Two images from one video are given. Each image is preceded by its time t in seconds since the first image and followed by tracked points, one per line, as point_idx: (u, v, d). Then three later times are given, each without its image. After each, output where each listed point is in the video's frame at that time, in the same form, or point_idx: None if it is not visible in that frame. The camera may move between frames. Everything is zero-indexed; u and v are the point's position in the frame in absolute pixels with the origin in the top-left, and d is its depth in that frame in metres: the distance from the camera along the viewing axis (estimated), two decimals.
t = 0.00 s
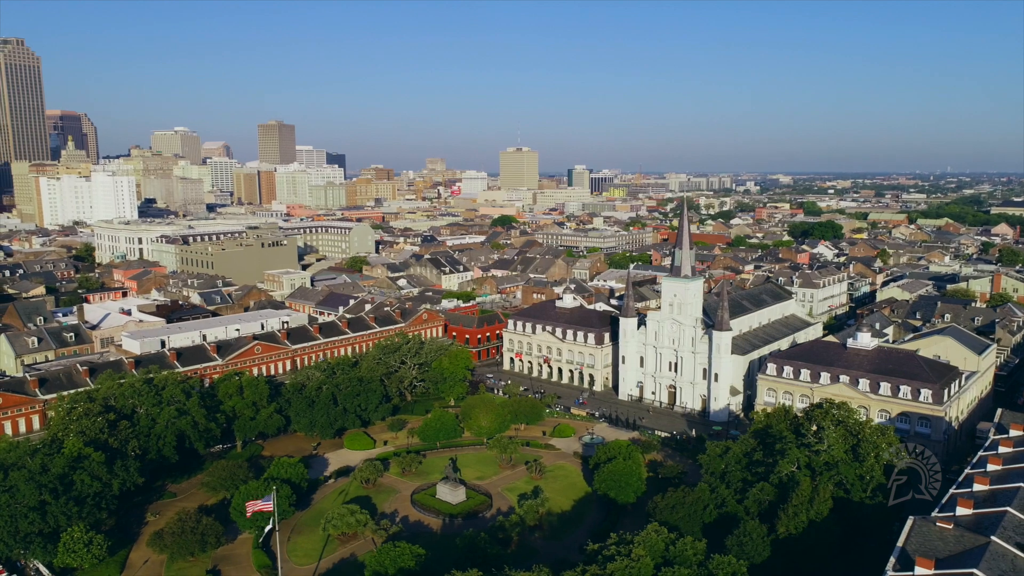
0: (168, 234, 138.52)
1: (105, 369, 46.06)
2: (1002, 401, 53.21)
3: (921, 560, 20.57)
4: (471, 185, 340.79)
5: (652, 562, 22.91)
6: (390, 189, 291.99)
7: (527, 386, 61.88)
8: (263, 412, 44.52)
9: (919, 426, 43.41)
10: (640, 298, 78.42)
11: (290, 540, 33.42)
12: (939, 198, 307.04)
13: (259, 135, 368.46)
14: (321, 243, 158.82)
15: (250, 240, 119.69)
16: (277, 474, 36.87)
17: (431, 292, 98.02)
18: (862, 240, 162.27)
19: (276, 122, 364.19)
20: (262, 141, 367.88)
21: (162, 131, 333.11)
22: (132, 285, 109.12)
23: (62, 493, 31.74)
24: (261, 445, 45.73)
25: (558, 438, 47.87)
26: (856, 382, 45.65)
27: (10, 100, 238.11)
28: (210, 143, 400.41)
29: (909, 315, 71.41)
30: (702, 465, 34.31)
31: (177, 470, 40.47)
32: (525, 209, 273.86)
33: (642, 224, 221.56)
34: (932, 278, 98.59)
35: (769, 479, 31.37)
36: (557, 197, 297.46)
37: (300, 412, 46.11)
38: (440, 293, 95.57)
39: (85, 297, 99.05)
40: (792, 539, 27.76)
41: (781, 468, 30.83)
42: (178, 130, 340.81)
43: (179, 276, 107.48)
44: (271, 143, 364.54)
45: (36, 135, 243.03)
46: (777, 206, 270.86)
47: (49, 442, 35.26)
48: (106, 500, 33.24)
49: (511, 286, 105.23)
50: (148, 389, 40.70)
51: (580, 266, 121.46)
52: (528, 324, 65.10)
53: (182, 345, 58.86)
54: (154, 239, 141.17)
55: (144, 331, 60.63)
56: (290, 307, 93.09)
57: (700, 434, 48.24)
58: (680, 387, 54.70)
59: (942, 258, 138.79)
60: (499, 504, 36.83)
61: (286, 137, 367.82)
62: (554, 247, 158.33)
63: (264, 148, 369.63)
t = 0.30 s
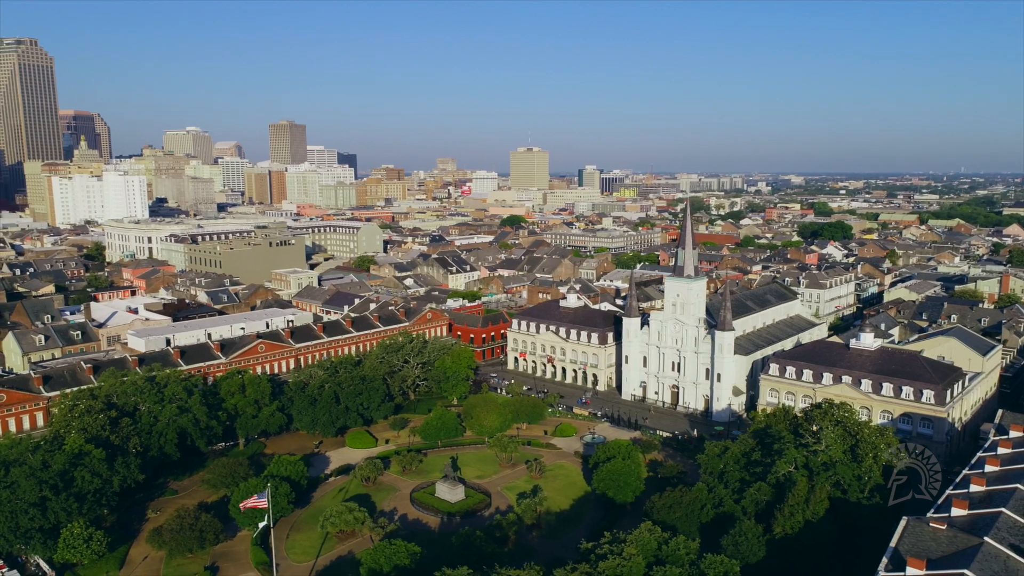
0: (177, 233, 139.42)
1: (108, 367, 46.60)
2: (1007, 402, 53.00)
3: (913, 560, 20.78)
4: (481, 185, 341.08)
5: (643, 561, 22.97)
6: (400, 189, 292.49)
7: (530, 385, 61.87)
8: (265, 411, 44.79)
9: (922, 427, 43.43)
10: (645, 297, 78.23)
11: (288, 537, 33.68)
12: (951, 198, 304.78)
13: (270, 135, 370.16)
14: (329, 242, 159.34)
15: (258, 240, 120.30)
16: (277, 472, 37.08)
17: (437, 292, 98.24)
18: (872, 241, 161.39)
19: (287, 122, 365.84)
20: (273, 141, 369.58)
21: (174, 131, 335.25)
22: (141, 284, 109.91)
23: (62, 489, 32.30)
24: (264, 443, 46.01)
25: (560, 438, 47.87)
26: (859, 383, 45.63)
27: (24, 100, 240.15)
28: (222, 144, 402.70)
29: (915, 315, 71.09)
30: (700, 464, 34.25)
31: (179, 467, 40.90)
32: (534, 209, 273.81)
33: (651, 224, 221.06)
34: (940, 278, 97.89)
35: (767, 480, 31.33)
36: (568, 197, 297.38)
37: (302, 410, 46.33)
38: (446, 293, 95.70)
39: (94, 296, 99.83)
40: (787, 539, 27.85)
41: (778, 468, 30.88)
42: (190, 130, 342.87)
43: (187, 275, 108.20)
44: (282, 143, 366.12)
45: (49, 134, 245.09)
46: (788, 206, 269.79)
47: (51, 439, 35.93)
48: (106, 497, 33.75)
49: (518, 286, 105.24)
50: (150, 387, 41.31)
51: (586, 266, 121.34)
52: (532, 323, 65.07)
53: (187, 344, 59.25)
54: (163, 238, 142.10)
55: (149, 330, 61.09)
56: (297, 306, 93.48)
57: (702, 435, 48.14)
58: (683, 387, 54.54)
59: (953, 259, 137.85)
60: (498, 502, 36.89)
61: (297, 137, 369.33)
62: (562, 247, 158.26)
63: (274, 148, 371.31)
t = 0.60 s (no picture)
0: (187, 232, 140.32)
1: (113, 364, 47.24)
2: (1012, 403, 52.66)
3: (905, 561, 21.16)
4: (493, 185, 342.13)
5: (635, 560, 23.05)
6: (410, 189, 293.29)
7: (533, 384, 61.93)
8: (268, 409, 45.14)
9: (925, 428, 43.21)
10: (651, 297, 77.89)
11: (288, 534, 33.99)
12: (966, 198, 302.24)
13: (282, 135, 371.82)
14: (338, 241, 159.88)
15: (267, 239, 120.95)
16: (278, 469, 37.33)
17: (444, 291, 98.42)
18: (883, 241, 160.34)
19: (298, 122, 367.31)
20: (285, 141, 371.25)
21: (187, 131, 337.45)
22: (150, 283, 110.79)
23: (63, 486, 32.94)
24: (268, 440, 46.36)
25: (562, 437, 47.84)
26: (862, 383, 45.49)
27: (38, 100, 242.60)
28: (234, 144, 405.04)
29: (922, 317, 70.73)
30: (700, 464, 34.18)
31: (182, 465, 41.43)
32: (543, 209, 273.68)
33: (662, 224, 220.48)
34: (950, 279, 97.09)
35: (765, 479, 31.33)
36: (578, 197, 297.18)
37: (305, 408, 46.59)
38: (452, 292, 95.79)
39: (104, 294, 100.76)
40: (784, 540, 27.90)
41: (776, 468, 30.90)
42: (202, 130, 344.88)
43: (195, 274, 108.97)
44: (293, 143, 367.65)
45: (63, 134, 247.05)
46: (799, 207, 268.46)
47: (54, 436, 36.62)
48: (107, 493, 34.31)
49: (525, 286, 105.28)
50: (152, 384, 41.91)
51: (594, 266, 121.21)
52: (537, 323, 65.05)
53: (192, 342, 59.70)
54: (173, 237, 143.04)
55: (155, 328, 61.57)
56: (304, 305, 93.91)
57: (704, 435, 48.06)
58: (686, 387, 54.39)
59: (964, 260, 136.76)
60: (497, 501, 36.95)
61: (309, 137, 370.77)
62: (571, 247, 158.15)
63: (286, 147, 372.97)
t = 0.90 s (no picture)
0: (197, 231, 141.23)
1: (118, 362, 47.73)
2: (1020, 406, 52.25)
3: (898, 561, 21.26)
4: (504, 184, 342.51)
5: (628, 559, 23.12)
6: (422, 189, 293.98)
7: (537, 384, 61.98)
8: (271, 407, 45.46)
9: (929, 430, 42.94)
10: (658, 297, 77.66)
11: (289, 531, 34.25)
12: (981, 199, 299.40)
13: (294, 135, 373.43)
14: (347, 241, 160.39)
15: (276, 238, 121.58)
16: (280, 466, 37.59)
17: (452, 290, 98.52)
18: (895, 242, 159.33)
19: (311, 123, 368.83)
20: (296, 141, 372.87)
21: (200, 131, 339.59)
22: (160, 281, 111.58)
23: (66, 481, 33.39)
24: (272, 438, 46.69)
25: (564, 437, 47.83)
26: (866, 384, 45.29)
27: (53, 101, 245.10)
28: (247, 144, 407.34)
29: (930, 318, 70.33)
30: (699, 464, 34.15)
31: (185, 462, 41.86)
32: (554, 209, 273.53)
33: (672, 224, 219.90)
34: (961, 280, 96.31)
35: (764, 480, 31.28)
36: (589, 197, 296.86)
37: (308, 406, 46.83)
38: (460, 291, 95.86)
39: (115, 293, 101.62)
40: (781, 540, 27.86)
41: (775, 469, 30.87)
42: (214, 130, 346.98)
43: (205, 273, 109.69)
44: (305, 143, 369.22)
45: (79, 134, 249.11)
46: (811, 207, 267.00)
47: (59, 432, 37.11)
48: (109, 489, 34.74)
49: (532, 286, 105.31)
50: (156, 382, 42.34)
51: (602, 266, 121.02)
52: (542, 322, 65.03)
53: (199, 340, 60.16)
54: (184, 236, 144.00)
55: (162, 326, 62.04)
56: (312, 304, 94.30)
57: (707, 435, 47.98)
58: (690, 387, 54.27)
59: (976, 260, 135.49)
60: (497, 499, 37.05)
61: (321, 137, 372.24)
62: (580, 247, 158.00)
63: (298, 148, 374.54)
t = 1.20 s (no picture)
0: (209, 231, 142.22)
1: (125, 359, 48.22)
2: None
3: (891, 563, 21.28)
4: (516, 184, 342.57)
5: (621, 558, 23.21)
6: (434, 189, 294.73)
7: (542, 383, 62.03)
8: (275, 405, 45.76)
9: (933, 431, 42.64)
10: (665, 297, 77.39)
11: (289, 528, 34.48)
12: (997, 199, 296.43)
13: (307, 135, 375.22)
14: (357, 241, 160.96)
15: (286, 237, 122.22)
16: (282, 464, 37.82)
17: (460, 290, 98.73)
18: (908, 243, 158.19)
19: (324, 123, 370.47)
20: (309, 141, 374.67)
21: (214, 131, 341.93)
22: (172, 280, 112.43)
23: (71, 477, 33.74)
24: (276, 436, 47.02)
25: (567, 436, 47.82)
26: (871, 385, 45.05)
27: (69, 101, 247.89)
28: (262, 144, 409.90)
29: (939, 319, 69.82)
30: (699, 464, 34.09)
31: (190, 459, 42.26)
32: (565, 209, 273.41)
33: (683, 224, 219.35)
34: (973, 281, 95.48)
35: (763, 480, 31.22)
36: (601, 197, 296.46)
37: (312, 404, 47.08)
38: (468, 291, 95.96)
39: (127, 291, 102.56)
40: (779, 541, 27.84)
41: (774, 469, 30.82)
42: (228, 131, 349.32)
43: (216, 272, 110.47)
44: (318, 143, 370.96)
45: (96, 134, 251.16)
46: (825, 207, 265.39)
47: (64, 427, 37.56)
48: (113, 485, 35.11)
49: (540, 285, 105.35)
50: (160, 379, 42.74)
51: (611, 266, 120.84)
52: (547, 322, 65.01)
53: (206, 338, 60.62)
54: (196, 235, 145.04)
55: (170, 324, 62.56)
56: (321, 303, 94.72)
57: (710, 436, 47.87)
58: (695, 387, 54.13)
59: (990, 261, 134.20)
60: (497, 498, 37.09)
61: (334, 137, 373.96)
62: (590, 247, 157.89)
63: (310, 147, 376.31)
